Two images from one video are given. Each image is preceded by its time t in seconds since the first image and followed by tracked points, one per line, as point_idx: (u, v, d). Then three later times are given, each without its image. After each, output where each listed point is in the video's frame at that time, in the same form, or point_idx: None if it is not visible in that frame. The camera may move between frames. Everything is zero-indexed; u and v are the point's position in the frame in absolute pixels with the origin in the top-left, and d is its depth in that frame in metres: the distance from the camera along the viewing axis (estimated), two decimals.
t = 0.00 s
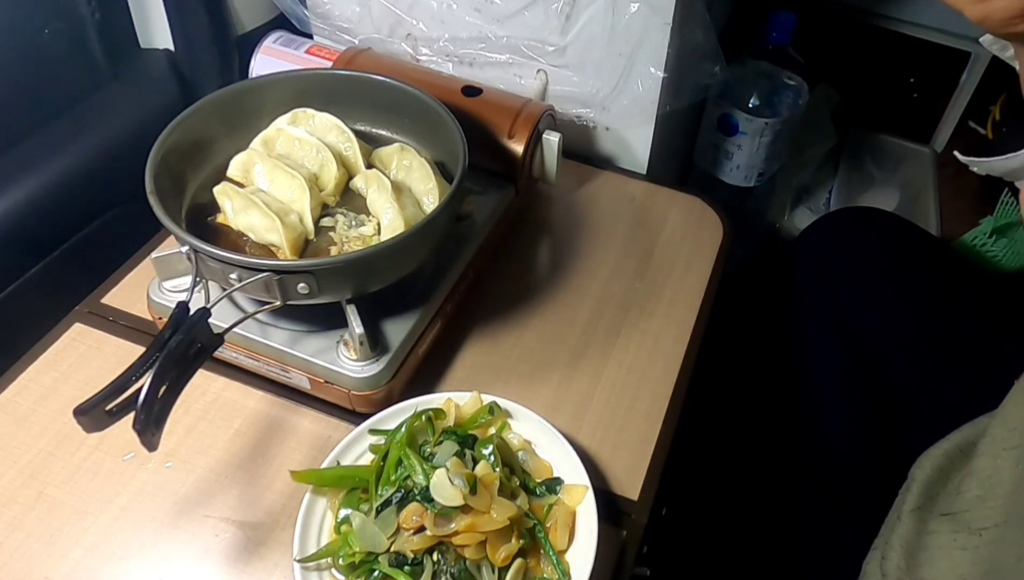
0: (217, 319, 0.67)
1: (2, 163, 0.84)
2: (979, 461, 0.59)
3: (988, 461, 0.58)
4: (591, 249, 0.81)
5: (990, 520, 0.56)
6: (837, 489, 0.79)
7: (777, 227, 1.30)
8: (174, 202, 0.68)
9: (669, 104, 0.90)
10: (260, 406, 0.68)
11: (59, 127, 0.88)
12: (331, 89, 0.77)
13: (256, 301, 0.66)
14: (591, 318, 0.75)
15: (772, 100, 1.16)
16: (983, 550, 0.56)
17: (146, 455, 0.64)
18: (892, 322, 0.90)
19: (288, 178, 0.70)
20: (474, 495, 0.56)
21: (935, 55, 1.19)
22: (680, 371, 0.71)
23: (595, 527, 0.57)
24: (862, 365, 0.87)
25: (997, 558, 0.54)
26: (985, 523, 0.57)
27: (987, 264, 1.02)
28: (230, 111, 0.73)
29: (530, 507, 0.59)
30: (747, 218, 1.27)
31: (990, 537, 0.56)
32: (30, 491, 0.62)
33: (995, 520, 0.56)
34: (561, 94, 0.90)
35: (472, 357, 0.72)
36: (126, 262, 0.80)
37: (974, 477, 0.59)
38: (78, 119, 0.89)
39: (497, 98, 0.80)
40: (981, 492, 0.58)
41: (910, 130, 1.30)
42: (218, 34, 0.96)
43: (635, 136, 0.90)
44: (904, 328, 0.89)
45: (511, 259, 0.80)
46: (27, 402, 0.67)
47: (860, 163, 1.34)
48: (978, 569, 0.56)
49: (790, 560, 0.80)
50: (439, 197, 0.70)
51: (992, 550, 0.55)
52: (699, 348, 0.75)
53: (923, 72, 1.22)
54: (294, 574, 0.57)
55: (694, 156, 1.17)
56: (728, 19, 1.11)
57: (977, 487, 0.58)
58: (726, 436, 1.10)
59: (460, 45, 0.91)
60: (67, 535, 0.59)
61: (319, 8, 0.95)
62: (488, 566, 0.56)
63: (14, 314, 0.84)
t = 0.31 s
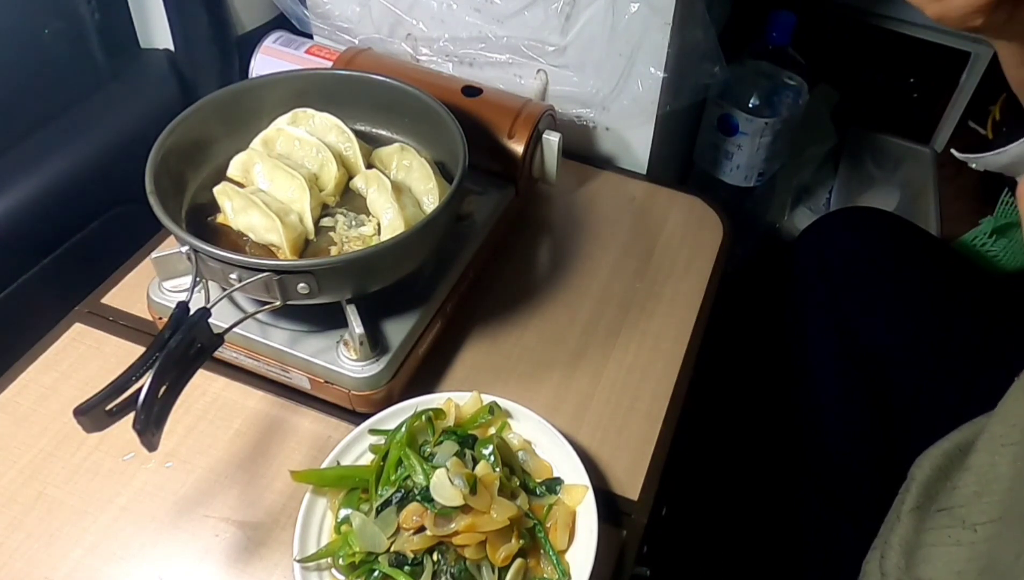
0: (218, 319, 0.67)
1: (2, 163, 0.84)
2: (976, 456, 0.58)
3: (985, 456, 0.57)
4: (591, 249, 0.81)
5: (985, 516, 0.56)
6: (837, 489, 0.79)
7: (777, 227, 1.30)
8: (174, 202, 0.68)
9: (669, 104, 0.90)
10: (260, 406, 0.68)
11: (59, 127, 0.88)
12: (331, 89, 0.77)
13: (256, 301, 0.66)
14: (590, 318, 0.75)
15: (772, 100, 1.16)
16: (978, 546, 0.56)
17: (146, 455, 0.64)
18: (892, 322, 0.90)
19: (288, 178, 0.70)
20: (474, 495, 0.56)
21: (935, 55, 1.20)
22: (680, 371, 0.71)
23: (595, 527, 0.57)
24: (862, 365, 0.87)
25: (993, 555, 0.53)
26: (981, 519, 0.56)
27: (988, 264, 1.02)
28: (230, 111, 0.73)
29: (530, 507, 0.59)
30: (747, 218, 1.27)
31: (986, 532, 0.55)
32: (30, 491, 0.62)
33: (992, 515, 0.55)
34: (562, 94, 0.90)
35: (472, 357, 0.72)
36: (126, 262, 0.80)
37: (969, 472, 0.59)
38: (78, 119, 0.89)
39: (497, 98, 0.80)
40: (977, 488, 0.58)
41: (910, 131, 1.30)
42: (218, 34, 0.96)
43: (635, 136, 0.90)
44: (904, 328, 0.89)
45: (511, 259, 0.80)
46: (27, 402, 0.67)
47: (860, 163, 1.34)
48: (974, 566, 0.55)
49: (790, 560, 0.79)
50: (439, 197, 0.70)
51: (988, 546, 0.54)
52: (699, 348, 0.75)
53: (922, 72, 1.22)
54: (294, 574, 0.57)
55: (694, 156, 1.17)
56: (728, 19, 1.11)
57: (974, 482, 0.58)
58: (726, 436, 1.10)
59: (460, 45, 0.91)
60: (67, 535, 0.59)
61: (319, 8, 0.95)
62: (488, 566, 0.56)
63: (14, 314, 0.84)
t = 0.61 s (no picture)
0: (218, 319, 0.67)
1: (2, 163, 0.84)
2: (977, 456, 0.57)
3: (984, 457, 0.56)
4: (591, 249, 0.81)
5: (986, 515, 0.56)
6: (837, 489, 0.80)
7: (777, 227, 1.29)
8: (174, 202, 0.68)
9: (669, 104, 0.90)
10: (260, 406, 0.68)
11: (59, 127, 0.88)
12: (331, 89, 0.77)
13: (256, 300, 0.66)
14: (590, 318, 0.75)
15: (772, 100, 1.16)
16: (978, 547, 0.55)
17: (146, 455, 0.64)
18: (892, 322, 0.90)
19: (288, 178, 0.70)
20: (474, 495, 0.56)
21: (935, 55, 1.20)
22: (680, 371, 0.71)
23: (595, 527, 0.57)
24: (862, 365, 0.87)
25: (994, 557, 0.53)
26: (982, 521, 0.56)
27: (988, 265, 1.02)
28: (230, 111, 0.73)
29: (530, 507, 0.59)
30: (747, 218, 1.27)
31: (986, 533, 0.55)
32: (30, 491, 0.62)
33: (992, 516, 0.55)
34: (562, 94, 0.90)
35: (472, 357, 0.72)
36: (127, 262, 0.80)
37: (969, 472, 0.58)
38: (78, 119, 0.89)
39: (497, 98, 0.80)
40: (977, 488, 0.57)
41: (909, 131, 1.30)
42: (219, 34, 0.96)
43: (635, 136, 0.90)
44: (903, 328, 0.89)
45: (511, 259, 0.80)
46: (27, 402, 0.67)
47: (860, 163, 1.33)
48: (974, 566, 0.55)
49: (790, 560, 0.79)
50: (439, 197, 0.70)
51: (988, 546, 0.54)
52: (699, 348, 0.75)
53: (923, 72, 1.22)
54: (294, 574, 0.57)
55: (694, 156, 1.17)
56: (728, 19, 1.11)
57: (974, 482, 0.57)
58: (726, 436, 1.10)
59: (460, 45, 0.91)
60: (67, 535, 0.59)
61: (319, 8, 0.95)
62: (488, 566, 0.56)
63: (15, 314, 0.84)
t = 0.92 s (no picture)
0: (218, 319, 0.67)
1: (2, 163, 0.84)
2: (978, 454, 0.57)
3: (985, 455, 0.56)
4: (591, 249, 0.81)
5: (987, 514, 0.56)
6: (837, 489, 0.80)
7: (777, 227, 1.29)
8: (174, 202, 0.68)
9: (670, 103, 0.90)
10: (260, 406, 0.68)
11: (59, 127, 0.88)
12: (331, 89, 0.77)
13: (256, 300, 0.67)
14: (590, 318, 0.75)
15: (772, 100, 1.16)
16: (979, 545, 0.55)
17: (146, 455, 0.64)
18: (892, 322, 0.90)
19: (288, 178, 0.70)
20: (474, 495, 0.56)
21: (935, 55, 1.20)
22: (680, 371, 0.71)
23: (595, 527, 0.57)
24: (862, 365, 0.87)
25: (994, 556, 0.53)
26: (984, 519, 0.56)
27: (989, 265, 1.02)
28: (230, 111, 0.73)
29: (530, 507, 0.59)
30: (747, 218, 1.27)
31: (986, 531, 0.55)
32: (30, 491, 0.62)
33: (991, 515, 0.55)
34: (562, 94, 0.90)
35: (472, 357, 0.72)
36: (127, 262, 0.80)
37: (970, 471, 0.58)
38: (78, 120, 0.89)
39: (497, 98, 0.80)
40: (978, 487, 0.57)
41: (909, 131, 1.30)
42: (219, 34, 0.96)
43: (635, 136, 0.90)
44: (904, 328, 0.89)
45: (511, 259, 0.80)
46: (27, 402, 0.67)
47: (860, 163, 1.32)
48: (975, 565, 0.55)
49: (790, 560, 0.79)
50: (439, 197, 0.70)
51: (988, 545, 0.54)
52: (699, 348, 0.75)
53: (923, 72, 1.22)
54: (294, 574, 0.57)
55: (694, 156, 1.17)
56: (728, 19, 1.11)
57: (974, 480, 0.57)
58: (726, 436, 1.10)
59: (460, 45, 0.91)
60: (67, 535, 0.59)
61: (319, 8, 0.95)
62: (488, 566, 0.56)
63: (15, 314, 0.84)
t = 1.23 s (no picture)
0: (218, 319, 0.67)
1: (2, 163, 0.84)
2: (979, 454, 0.57)
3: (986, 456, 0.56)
4: (591, 249, 0.81)
5: (988, 513, 0.56)
6: (837, 489, 0.80)
7: (777, 227, 1.29)
8: (174, 202, 0.68)
9: (670, 103, 0.90)
10: (260, 406, 0.68)
11: (59, 127, 0.88)
12: (331, 90, 0.77)
13: (256, 301, 0.66)
14: (590, 318, 0.75)
15: (772, 100, 1.16)
16: (979, 545, 0.56)
17: (146, 455, 0.64)
18: (892, 322, 0.90)
19: (288, 178, 0.70)
20: (474, 495, 0.56)
21: (935, 55, 1.20)
22: (680, 371, 0.71)
23: (595, 528, 0.57)
24: (862, 364, 0.87)
25: (995, 556, 0.53)
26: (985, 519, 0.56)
27: (988, 265, 1.02)
28: (230, 111, 0.73)
29: (530, 507, 0.59)
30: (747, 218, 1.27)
31: (987, 530, 0.55)
32: (30, 491, 0.62)
33: (993, 514, 0.55)
34: (562, 94, 0.90)
35: (472, 357, 0.72)
36: (127, 262, 0.80)
37: (970, 471, 0.58)
38: (78, 120, 0.89)
39: (497, 98, 0.80)
40: (979, 487, 0.57)
41: (909, 131, 1.30)
42: (219, 34, 0.96)
43: (635, 136, 0.90)
44: (904, 328, 0.89)
45: (510, 259, 0.80)
46: (27, 402, 0.67)
47: (860, 164, 1.33)
48: (975, 564, 0.55)
49: (790, 560, 0.80)
50: (439, 197, 0.70)
51: (990, 545, 0.54)
52: (700, 348, 0.75)
53: (923, 72, 1.22)
54: (294, 574, 0.57)
55: (694, 156, 1.17)
56: (728, 19, 1.11)
57: (975, 480, 0.57)
58: (726, 436, 1.10)
59: (460, 45, 0.91)
60: (67, 535, 0.59)
61: (319, 8, 0.95)
62: (488, 566, 0.56)
63: (15, 313, 0.84)
